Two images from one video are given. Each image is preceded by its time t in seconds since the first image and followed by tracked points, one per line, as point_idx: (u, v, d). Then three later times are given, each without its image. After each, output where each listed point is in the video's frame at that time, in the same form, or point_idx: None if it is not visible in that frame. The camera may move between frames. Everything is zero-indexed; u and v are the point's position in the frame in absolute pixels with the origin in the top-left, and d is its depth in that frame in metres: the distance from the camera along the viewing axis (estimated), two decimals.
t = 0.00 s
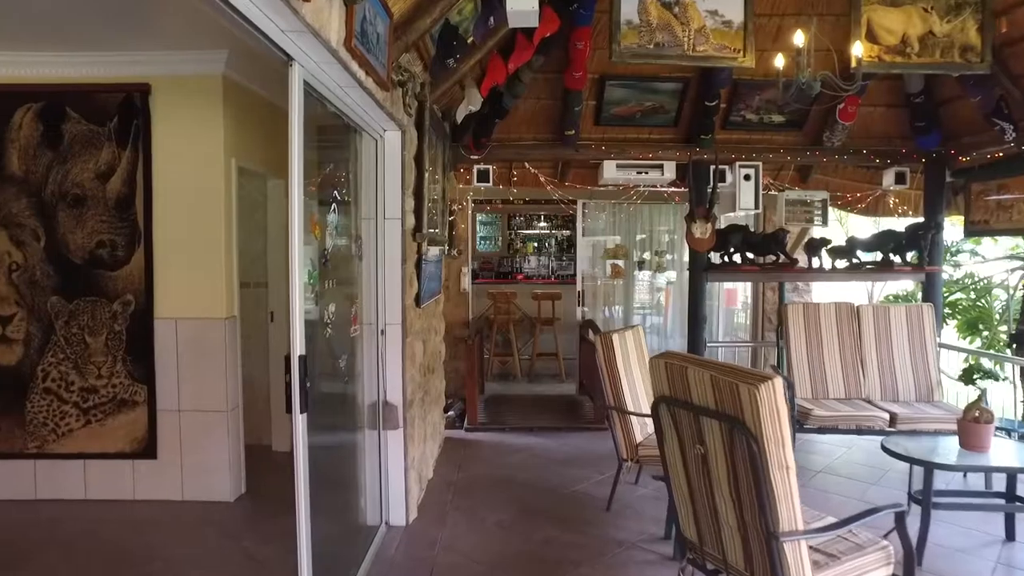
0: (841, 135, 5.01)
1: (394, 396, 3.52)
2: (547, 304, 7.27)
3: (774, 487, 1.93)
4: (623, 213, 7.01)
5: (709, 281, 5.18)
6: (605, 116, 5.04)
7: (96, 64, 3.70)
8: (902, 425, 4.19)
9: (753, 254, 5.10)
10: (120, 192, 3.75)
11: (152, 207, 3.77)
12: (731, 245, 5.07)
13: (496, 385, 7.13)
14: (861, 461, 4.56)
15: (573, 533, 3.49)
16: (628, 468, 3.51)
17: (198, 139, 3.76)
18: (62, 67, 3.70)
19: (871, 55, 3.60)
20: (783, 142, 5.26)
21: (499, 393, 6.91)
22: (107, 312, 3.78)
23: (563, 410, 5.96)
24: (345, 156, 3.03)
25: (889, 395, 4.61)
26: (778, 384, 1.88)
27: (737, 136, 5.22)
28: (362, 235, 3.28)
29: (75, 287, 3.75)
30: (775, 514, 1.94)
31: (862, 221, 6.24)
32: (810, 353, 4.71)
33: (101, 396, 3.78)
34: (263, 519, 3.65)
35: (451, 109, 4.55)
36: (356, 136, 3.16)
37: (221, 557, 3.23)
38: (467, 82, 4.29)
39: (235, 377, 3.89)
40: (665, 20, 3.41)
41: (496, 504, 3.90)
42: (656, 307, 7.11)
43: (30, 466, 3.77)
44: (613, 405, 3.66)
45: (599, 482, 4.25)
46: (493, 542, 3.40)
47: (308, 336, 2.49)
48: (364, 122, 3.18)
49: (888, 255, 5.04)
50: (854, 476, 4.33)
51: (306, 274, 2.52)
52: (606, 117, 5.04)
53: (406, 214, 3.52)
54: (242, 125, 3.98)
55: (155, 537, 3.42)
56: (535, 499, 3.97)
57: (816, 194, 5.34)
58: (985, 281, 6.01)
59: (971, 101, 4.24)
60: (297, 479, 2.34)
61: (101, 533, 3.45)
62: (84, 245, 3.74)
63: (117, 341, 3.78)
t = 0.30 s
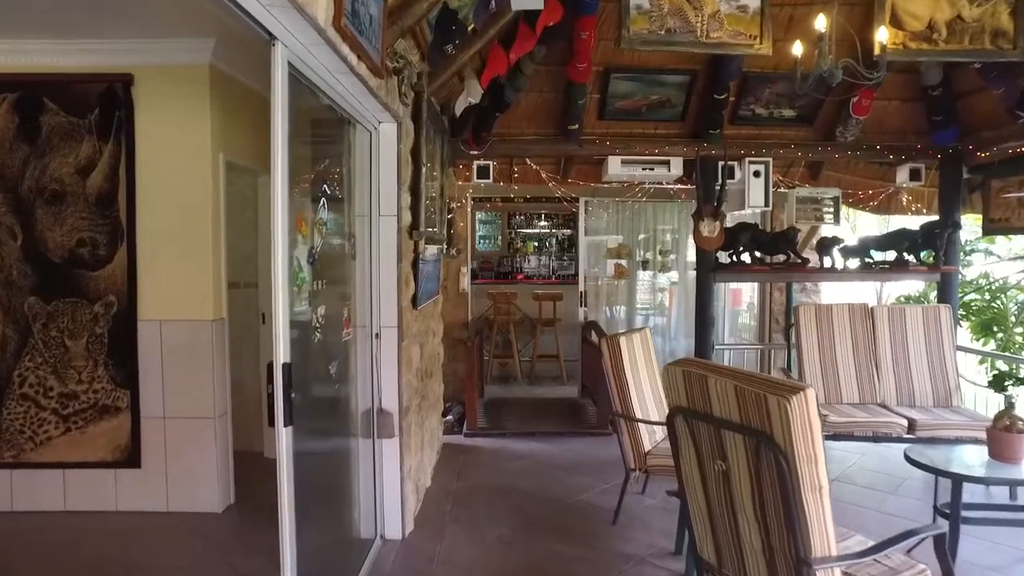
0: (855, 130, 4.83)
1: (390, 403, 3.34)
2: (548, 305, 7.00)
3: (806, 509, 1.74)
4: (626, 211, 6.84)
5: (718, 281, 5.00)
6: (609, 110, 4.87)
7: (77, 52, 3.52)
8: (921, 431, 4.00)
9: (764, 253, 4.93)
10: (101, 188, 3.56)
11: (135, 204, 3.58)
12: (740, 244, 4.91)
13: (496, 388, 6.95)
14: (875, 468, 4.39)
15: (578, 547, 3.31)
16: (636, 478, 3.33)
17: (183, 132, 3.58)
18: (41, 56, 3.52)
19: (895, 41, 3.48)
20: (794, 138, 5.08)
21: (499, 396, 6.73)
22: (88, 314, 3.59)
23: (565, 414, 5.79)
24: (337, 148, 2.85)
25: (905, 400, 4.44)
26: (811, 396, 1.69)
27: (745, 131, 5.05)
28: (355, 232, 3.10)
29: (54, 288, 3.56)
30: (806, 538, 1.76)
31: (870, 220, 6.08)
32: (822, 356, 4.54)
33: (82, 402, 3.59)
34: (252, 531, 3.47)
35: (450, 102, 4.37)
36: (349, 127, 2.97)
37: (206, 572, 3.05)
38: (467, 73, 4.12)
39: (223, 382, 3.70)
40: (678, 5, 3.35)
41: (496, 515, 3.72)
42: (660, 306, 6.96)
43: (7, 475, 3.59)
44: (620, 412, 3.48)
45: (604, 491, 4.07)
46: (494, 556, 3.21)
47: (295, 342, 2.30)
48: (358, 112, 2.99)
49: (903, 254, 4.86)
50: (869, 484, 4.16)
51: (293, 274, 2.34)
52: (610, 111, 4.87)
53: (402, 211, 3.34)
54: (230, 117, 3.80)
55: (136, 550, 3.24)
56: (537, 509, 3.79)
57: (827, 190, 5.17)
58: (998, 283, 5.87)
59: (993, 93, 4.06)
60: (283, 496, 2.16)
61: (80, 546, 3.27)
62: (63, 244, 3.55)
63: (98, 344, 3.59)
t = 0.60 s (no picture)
0: (869, 125, 4.64)
1: (382, 413, 3.15)
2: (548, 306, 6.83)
3: (843, 542, 1.54)
4: (629, 210, 6.64)
5: (725, 282, 4.82)
6: (613, 104, 4.69)
7: (51, 41, 3.33)
8: (941, 440, 3.81)
9: (773, 253, 4.74)
10: (77, 183, 3.37)
11: (114, 200, 3.39)
12: (749, 243, 4.69)
13: (495, 391, 6.76)
14: (891, 477, 4.20)
15: (581, 565, 3.12)
16: (644, 490, 3.15)
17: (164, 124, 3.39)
18: (14, 44, 3.33)
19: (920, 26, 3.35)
20: (804, 133, 4.89)
21: (498, 400, 6.55)
22: (64, 317, 3.39)
23: (567, 420, 5.60)
24: (324, 140, 2.66)
25: (922, 406, 4.25)
26: (848, 414, 1.50)
27: (754, 126, 4.87)
28: (344, 230, 2.91)
29: (27, 290, 3.37)
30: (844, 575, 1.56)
31: (880, 220, 5.89)
32: (835, 360, 4.34)
33: (58, 410, 3.40)
34: (236, 547, 3.28)
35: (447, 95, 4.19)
36: (337, 118, 2.78)
37: None
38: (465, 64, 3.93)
39: (207, 388, 3.52)
40: None
41: (495, 530, 3.53)
42: (663, 306, 6.73)
43: None
44: (625, 420, 3.29)
45: (608, 503, 3.87)
46: None
47: (273, 349, 2.11)
48: (346, 102, 2.80)
49: (918, 254, 4.67)
50: (886, 495, 3.96)
51: (271, 275, 2.14)
52: (614, 105, 4.71)
53: (395, 209, 3.15)
54: (215, 110, 3.61)
55: (111, 568, 3.05)
56: (538, 524, 3.60)
57: (840, 188, 4.98)
58: (1015, 283, 5.66)
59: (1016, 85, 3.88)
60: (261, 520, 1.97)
61: (52, 563, 3.08)
62: (37, 243, 3.36)
63: (74, 349, 3.40)
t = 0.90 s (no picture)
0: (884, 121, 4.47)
1: (374, 425, 2.98)
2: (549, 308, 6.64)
3: None
4: (632, 210, 6.46)
5: (733, 284, 4.64)
6: (617, 99, 4.53)
7: (24, 30, 3.15)
8: (962, 450, 3.63)
9: (783, 254, 4.57)
10: (54, 181, 3.19)
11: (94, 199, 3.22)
12: (758, 243, 4.54)
13: (495, 396, 6.59)
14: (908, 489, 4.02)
15: None
16: (653, 506, 2.98)
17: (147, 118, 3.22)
18: None
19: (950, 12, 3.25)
20: (814, 129, 4.72)
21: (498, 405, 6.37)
22: (40, 322, 3.21)
23: (568, 426, 5.42)
24: (306, 133, 2.49)
25: (939, 414, 4.08)
26: (894, 438, 1.32)
27: (763, 123, 4.70)
28: (333, 231, 2.75)
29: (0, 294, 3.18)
30: None
31: (889, 221, 5.68)
32: (848, 366, 4.17)
33: (33, 420, 3.22)
34: (220, 564, 3.10)
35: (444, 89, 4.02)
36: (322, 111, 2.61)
37: None
38: (462, 56, 3.75)
39: (193, 396, 3.34)
40: None
41: (494, 546, 3.35)
42: (667, 307, 6.55)
43: None
44: (632, 431, 3.12)
45: (612, 517, 3.70)
46: None
47: (248, 363, 1.94)
48: (333, 93, 2.62)
49: (934, 255, 4.50)
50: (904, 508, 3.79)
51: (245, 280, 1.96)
52: (618, 101, 4.54)
53: (388, 208, 2.98)
54: (199, 103, 3.42)
55: None
56: (539, 539, 3.42)
57: (850, 186, 4.83)
58: None
59: None
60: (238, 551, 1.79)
61: None
62: (10, 245, 3.17)
63: (51, 356, 3.21)
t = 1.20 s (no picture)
0: (903, 113, 4.28)
1: (366, 433, 2.78)
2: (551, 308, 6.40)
3: None
4: (637, 207, 6.26)
5: (744, 283, 4.44)
6: (622, 90, 4.34)
7: None
8: (989, 459, 3.43)
9: (796, 252, 4.38)
10: (24, 173, 2.73)
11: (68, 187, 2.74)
12: (770, 241, 4.35)
13: (495, 399, 6.40)
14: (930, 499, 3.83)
15: None
16: (664, 522, 2.78)
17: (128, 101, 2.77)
18: None
19: None
20: (828, 122, 4.53)
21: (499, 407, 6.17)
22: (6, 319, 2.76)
23: (572, 432, 5.22)
24: (287, 123, 2.34)
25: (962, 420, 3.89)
26: (964, 462, 1.13)
27: (776, 115, 4.50)
28: (319, 226, 2.58)
29: None
30: None
31: (897, 220, 5.40)
32: (865, 369, 3.96)
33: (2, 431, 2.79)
34: None
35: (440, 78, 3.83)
36: (300, 96, 2.42)
37: None
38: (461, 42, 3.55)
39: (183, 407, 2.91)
40: None
41: (494, 561, 3.16)
42: (672, 308, 6.35)
43: None
44: (641, 442, 2.92)
45: (620, 530, 3.50)
46: None
47: (216, 373, 1.78)
48: (320, 77, 2.45)
49: (954, 253, 4.31)
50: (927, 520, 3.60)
51: (212, 279, 1.76)
52: (624, 92, 4.36)
53: (382, 202, 2.78)
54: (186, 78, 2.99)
55: None
56: (542, 554, 3.22)
57: (867, 182, 4.60)
58: None
59: None
60: None
61: None
62: None
63: (22, 360, 2.76)
